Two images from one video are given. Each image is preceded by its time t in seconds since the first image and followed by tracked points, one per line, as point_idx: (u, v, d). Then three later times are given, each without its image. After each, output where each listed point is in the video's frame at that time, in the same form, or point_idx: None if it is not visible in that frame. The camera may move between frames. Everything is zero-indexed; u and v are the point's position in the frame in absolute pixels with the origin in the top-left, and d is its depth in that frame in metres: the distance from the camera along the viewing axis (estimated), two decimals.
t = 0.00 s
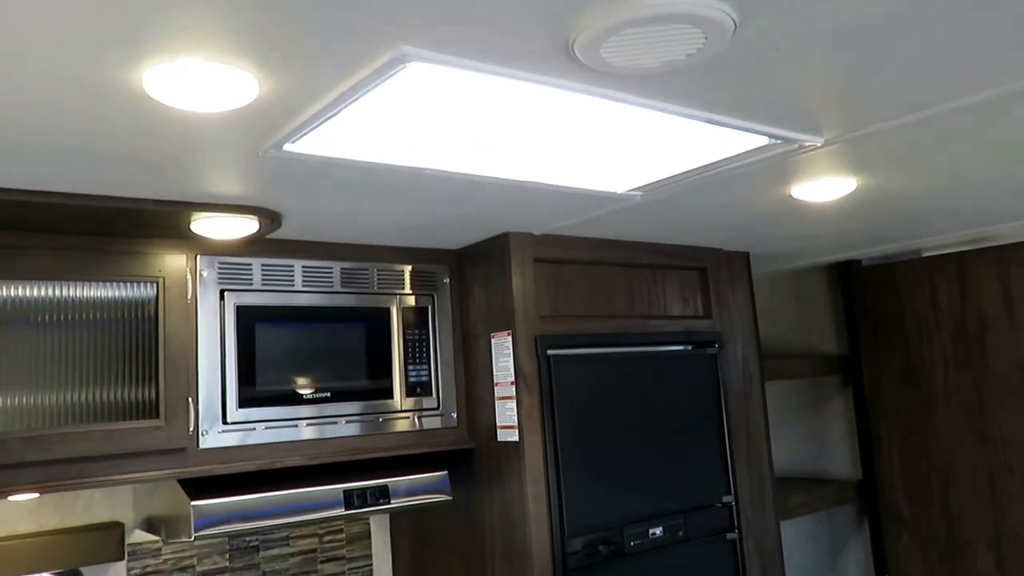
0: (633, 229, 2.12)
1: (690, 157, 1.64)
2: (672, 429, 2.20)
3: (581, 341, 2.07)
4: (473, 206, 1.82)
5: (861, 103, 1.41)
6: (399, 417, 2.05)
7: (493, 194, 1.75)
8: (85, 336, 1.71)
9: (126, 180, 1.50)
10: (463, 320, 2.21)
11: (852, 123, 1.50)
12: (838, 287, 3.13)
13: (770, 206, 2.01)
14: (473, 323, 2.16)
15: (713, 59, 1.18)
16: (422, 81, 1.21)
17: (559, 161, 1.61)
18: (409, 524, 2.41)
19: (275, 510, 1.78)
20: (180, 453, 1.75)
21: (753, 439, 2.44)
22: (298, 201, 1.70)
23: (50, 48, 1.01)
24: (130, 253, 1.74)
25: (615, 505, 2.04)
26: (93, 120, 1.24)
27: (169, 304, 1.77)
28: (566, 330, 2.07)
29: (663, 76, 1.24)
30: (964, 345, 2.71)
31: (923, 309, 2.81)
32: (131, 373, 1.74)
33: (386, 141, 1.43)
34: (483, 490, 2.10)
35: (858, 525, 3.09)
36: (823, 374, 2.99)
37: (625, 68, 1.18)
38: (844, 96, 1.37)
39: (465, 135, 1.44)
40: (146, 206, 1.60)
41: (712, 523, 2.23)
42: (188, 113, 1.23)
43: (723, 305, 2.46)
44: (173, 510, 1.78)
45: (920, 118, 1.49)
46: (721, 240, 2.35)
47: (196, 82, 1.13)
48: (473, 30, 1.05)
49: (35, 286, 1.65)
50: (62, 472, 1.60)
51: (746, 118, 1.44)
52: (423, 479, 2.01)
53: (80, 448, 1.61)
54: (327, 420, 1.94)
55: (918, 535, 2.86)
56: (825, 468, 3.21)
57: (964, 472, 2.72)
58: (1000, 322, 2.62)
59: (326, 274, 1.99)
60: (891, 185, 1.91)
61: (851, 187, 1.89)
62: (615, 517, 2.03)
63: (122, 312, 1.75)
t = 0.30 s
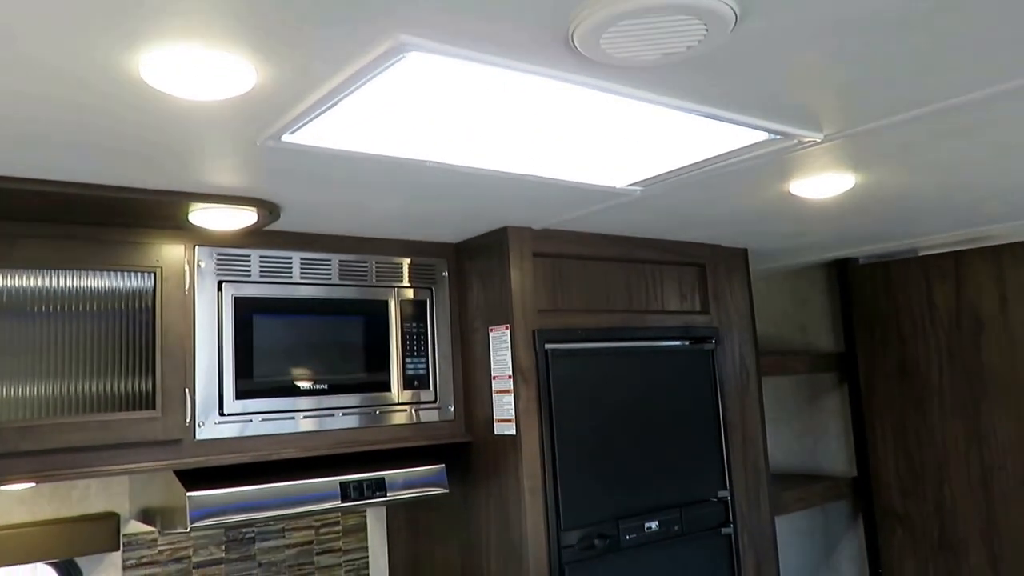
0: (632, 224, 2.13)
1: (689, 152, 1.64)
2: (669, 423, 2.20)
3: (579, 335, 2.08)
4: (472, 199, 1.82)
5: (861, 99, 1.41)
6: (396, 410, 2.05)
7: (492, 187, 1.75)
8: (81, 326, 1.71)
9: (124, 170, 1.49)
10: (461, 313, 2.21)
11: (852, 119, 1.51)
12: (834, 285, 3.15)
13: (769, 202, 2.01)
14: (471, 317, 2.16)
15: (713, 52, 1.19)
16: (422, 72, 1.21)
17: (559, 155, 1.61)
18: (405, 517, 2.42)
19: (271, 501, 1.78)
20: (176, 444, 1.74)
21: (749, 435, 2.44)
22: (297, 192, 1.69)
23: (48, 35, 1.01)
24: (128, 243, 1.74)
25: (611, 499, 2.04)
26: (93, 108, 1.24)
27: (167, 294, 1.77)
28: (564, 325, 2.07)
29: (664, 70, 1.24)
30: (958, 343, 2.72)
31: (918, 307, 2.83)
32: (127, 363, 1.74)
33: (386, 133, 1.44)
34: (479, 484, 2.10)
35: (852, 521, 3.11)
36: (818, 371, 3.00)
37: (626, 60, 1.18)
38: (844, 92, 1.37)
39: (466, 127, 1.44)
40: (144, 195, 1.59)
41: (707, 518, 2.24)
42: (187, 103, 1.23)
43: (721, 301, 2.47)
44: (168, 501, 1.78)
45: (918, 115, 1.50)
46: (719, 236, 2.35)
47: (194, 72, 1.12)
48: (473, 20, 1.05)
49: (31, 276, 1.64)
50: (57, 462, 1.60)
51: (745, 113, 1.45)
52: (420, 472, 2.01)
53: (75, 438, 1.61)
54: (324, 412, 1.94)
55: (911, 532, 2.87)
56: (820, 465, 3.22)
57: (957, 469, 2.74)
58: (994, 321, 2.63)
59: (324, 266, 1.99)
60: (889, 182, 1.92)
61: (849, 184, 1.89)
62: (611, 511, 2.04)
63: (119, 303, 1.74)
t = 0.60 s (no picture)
0: (631, 224, 2.13)
1: (688, 153, 1.64)
2: (665, 423, 2.21)
3: (577, 334, 2.08)
4: (471, 198, 1.82)
5: (862, 101, 1.41)
6: (394, 408, 2.05)
7: (492, 186, 1.75)
8: (78, 321, 1.70)
9: (124, 165, 1.49)
10: (459, 311, 2.21)
11: (851, 121, 1.51)
12: (831, 286, 3.16)
13: (767, 202, 2.02)
14: (469, 315, 2.16)
15: (713, 53, 1.19)
16: (422, 69, 1.20)
17: (559, 154, 1.61)
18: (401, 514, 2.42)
19: (268, 498, 1.78)
20: (172, 440, 1.74)
21: (745, 435, 2.45)
22: (296, 189, 1.69)
23: (47, 30, 1.01)
24: (125, 239, 1.73)
25: (607, 498, 2.05)
26: (94, 103, 1.23)
27: (164, 290, 1.77)
28: (562, 324, 2.08)
29: (666, 70, 1.24)
30: (952, 345, 2.74)
31: (914, 308, 2.84)
32: (124, 358, 1.73)
33: (387, 130, 1.43)
34: (475, 482, 2.11)
35: (847, 521, 3.12)
36: (814, 372, 3.02)
37: (628, 60, 1.18)
38: (843, 94, 1.38)
39: (468, 125, 1.44)
40: (142, 191, 1.59)
41: (702, 517, 2.25)
42: (186, 98, 1.22)
43: (718, 301, 2.48)
44: (164, 498, 1.78)
45: (917, 117, 1.51)
46: (717, 236, 2.36)
47: (191, 68, 1.12)
48: (472, 19, 1.05)
49: (28, 270, 1.64)
50: (53, 457, 1.59)
51: (745, 114, 1.45)
52: (417, 469, 2.02)
53: (71, 433, 1.60)
54: (322, 409, 1.94)
55: (904, 533, 2.88)
56: (815, 464, 3.24)
57: (950, 470, 2.75)
58: (988, 323, 2.65)
59: (322, 263, 1.99)
60: (887, 184, 1.92)
61: (847, 186, 1.90)
62: (607, 510, 2.04)
63: (116, 298, 1.74)
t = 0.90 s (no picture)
0: (631, 228, 2.13)
1: (688, 157, 1.65)
2: (662, 426, 2.21)
3: (576, 337, 2.08)
4: (471, 200, 1.82)
5: (864, 107, 1.42)
6: (392, 410, 2.05)
7: (493, 189, 1.75)
8: (75, 320, 1.70)
9: (124, 165, 1.48)
10: (458, 313, 2.21)
11: (852, 128, 1.52)
12: (828, 290, 3.17)
13: (767, 207, 2.02)
14: (468, 318, 2.16)
15: (716, 57, 1.19)
16: (424, 70, 1.20)
17: (560, 157, 1.61)
18: (398, 515, 2.42)
19: (265, 499, 1.78)
20: (169, 440, 1.74)
21: (742, 438, 2.46)
22: (297, 190, 1.69)
23: (50, 28, 1.00)
24: (124, 238, 1.73)
25: (604, 500, 2.05)
26: (96, 103, 1.23)
27: (162, 289, 1.76)
28: (560, 327, 2.08)
29: (669, 75, 1.25)
30: (948, 349, 2.75)
31: (911, 313, 2.85)
32: (122, 357, 1.73)
33: (389, 132, 1.43)
34: (473, 484, 2.11)
35: (842, 525, 3.13)
36: (811, 376, 3.02)
37: (631, 64, 1.18)
38: (845, 100, 1.38)
39: (470, 128, 1.44)
40: (141, 190, 1.59)
41: (698, 521, 2.25)
42: (187, 97, 1.22)
43: (717, 305, 2.48)
44: (161, 498, 1.77)
45: (917, 124, 1.51)
46: (717, 240, 2.36)
47: (192, 66, 1.12)
48: (478, 21, 1.05)
49: (25, 269, 1.63)
50: (49, 457, 1.59)
51: (746, 119, 1.45)
52: (414, 471, 2.02)
53: (67, 433, 1.60)
54: (320, 411, 1.94)
55: (899, 536, 2.89)
56: (811, 468, 3.25)
57: (945, 473, 2.77)
58: (985, 328, 2.66)
59: (321, 264, 1.99)
60: (887, 190, 1.93)
61: (846, 191, 1.91)
62: (605, 513, 2.05)
63: (114, 297, 1.73)
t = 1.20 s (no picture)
0: (630, 231, 2.13)
1: (687, 160, 1.64)
2: (662, 429, 2.21)
3: (575, 340, 2.08)
4: (469, 202, 1.82)
5: (864, 110, 1.41)
6: (390, 412, 2.05)
7: (491, 191, 1.75)
8: (74, 320, 1.70)
9: (122, 166, 1.48)
10: (457, 315, 2.20)
11: (852, 131, 1.52)
12: (828, 294, 3.16)
13: (766, 211, 2.02)
14: (467, 320, 2.16)
15: (715, 60, 1.19)
16: (422, 71, 1.20)
17: (559, 160, 1.61)
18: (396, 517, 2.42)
19: (263, 501, 1.78)
20: (168, 441, 1.74)
21: (741, 442, 2.45)
22: (296, 191, 1.69)
23: (47, 27, 1.00)
24: (123, 239, 1.73)
25: (603, 504, 2.05)
26: (93, 103, 1.23)
27: (162, 290, 1.76)
28: (559, 329, 2.08)
29: (667, 78, 1.24)
30: (949, 353, 2.74)
31: (912, 317, 2.84)
32: (120, 358, 1.73)
33: (386, 134, 1.43)
34: (471, 487, 2.10)
35: (841, 530, 3.12)
36: (811, 380, 3.01)
37: (630, 66, 1.18)
38: (844, 103, 1.38)
39: (467, 130, 1.44)
40: (141, 191, 1.59)
41: (697, 525, 2.25)
42: (184, 98, 1.22)
43: (716, 309, 2.48)
44: (159, 499, 1.77)
45: (917, 128, 1.51)
46: (717, 244, 2.36)
47: (191, 67, 1.12)
48: (475, 22, 1.05)
49: (25, 269, 1.63)
50: (48, 457, 1.59)
51: (745, 121, 1.45)
52: (413, 473, 2.02)
53: (66, 433, 1.60)
54: (318, 412, 1.94)
55: (899, 540, 2.88)
56: (810, 473, 3.23)
57: (946, 478, 2.76)
58: (986, 332, 2.65)
59: (320, 266, 1.99)
60: (886, 194, 1.93)
61: (846, 195, 1.90)
62: (603, 516, 2.04)
63: (114, 297, 1.74)
